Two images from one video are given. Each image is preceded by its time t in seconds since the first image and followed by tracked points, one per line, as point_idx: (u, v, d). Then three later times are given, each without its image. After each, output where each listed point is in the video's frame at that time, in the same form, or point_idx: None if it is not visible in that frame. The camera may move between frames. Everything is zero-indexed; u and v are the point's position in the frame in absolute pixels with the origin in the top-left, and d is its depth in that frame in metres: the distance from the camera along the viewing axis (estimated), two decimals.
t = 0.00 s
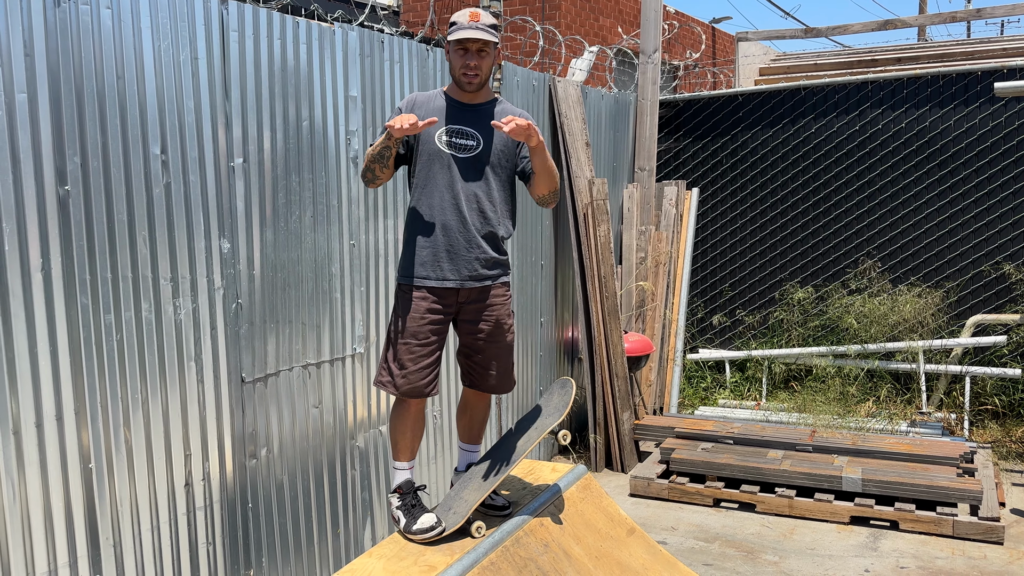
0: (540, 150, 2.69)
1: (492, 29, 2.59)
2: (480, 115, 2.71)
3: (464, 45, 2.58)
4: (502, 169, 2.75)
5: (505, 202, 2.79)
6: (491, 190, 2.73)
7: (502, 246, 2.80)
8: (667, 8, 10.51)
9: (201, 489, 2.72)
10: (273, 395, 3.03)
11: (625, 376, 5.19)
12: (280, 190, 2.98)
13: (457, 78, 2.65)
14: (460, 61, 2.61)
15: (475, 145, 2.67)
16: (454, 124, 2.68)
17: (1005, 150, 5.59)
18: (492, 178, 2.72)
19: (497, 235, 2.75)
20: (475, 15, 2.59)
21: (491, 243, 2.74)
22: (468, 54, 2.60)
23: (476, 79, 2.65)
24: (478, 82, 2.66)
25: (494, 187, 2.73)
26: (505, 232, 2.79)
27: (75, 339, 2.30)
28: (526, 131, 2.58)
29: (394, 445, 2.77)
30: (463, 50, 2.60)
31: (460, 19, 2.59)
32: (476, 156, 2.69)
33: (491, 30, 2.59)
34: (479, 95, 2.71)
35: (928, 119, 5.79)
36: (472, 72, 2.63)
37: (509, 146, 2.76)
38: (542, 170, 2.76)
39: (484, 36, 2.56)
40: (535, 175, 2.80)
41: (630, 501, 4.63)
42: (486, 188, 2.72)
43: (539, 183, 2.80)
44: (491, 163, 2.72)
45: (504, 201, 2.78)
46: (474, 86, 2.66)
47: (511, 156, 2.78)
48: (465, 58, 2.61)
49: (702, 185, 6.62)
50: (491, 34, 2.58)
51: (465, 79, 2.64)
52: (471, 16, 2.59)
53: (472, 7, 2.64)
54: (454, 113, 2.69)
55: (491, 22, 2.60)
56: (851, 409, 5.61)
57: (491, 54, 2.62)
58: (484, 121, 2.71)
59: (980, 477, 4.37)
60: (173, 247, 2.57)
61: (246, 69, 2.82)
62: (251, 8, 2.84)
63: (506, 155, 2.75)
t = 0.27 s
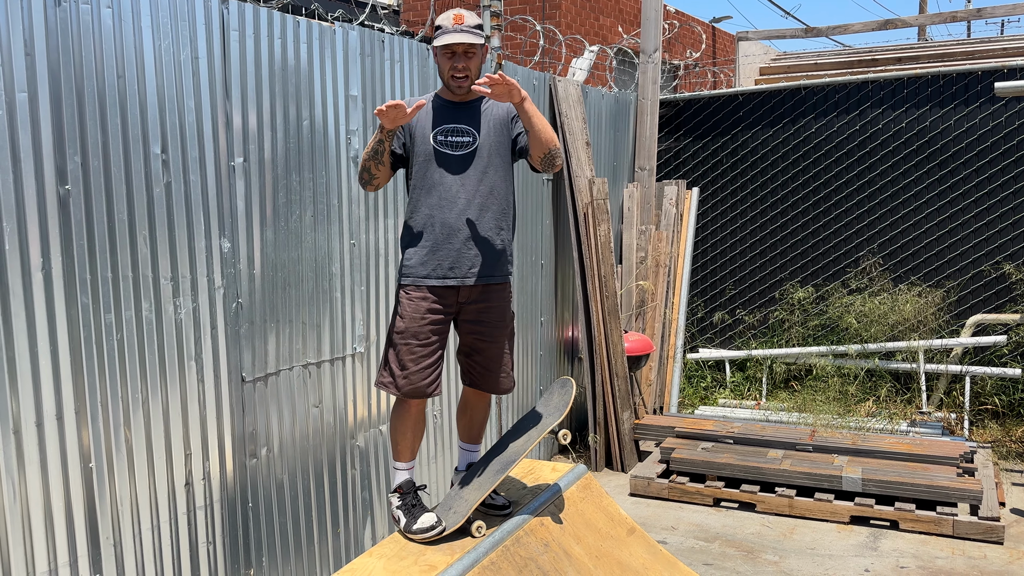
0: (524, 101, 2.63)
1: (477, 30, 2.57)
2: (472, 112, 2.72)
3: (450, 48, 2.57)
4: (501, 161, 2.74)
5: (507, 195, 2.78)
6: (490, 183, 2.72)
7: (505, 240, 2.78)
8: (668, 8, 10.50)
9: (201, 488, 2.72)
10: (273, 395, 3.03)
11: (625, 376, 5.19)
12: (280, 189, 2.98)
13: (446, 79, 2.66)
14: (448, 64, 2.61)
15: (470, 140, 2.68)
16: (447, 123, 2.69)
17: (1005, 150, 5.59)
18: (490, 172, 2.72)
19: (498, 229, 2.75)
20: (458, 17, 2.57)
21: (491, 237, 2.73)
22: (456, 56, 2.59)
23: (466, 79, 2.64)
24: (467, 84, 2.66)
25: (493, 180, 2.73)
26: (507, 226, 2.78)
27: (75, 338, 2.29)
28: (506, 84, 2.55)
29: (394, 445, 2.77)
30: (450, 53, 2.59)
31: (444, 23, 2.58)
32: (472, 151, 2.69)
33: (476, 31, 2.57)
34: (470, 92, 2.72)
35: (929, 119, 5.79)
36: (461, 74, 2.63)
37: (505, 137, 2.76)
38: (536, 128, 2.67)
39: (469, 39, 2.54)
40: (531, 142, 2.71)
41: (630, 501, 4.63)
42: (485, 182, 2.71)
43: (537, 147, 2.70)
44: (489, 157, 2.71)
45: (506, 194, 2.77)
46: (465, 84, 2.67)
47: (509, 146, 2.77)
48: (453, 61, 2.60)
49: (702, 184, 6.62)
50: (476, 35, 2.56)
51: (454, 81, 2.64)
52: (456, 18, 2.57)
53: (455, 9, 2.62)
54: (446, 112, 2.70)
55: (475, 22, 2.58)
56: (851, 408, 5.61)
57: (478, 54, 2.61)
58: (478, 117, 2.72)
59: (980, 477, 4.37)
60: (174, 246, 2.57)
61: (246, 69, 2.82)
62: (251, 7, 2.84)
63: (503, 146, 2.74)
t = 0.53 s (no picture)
0: (516, 111, 2.60)
1: (471, 27, 2.57)
2: (468, 111, 2.72)
3: (445, 45, 2.58)
4: (498, 161, 2.74)
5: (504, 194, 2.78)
6: (487, 183, 2.72)
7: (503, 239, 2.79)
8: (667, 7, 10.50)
9: (201, 488, 2.73)
10: (272, 394, 3.03)
11: (625, 375, 5.19)
12: (280, 189, 2.98)
13: (442, 79, 2.66)
14: (443, 62, 2.62)
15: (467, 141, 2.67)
16: (445, 123, 2.69)
17: (1004, 149, 5.59)
18: (488, 172, 2.72)
19: (496, 229, 2.75)
20: (452, 15, 2.58)
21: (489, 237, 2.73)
22: (451, 54, 2.60)
23: (461, 78, 2.65)
24: (463, 82, 2.66)
25: (491, 181, 2.73)
26: (505, 225, 2.79)
27: (75, 338, 2.30)
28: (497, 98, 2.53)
29: (394, 445, 2.77)
30: (444, 51, 2.60)
31: (438, 21, 2.59)
32: (470, 152, 2.70)
33: (471, 29, 2.58)
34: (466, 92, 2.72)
35: (928, 118, 5.79)
36: (456, 72, 2.64)
37: (503, 135, 2.75)
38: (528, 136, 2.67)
39: (463, 36, 2.55)
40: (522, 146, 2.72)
41: (630, 500, 4.63)
42: (483, 182, 2.72)
43: (528, 152, 2.72)
44: (486, 157, 2.72)
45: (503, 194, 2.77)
46: (460, 84, 2.66)
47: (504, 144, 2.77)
48: (448, 59, 2.61)
49: (701, 183, 6.62)
50: (469, 32, 2.57)
51: (450, 79, 2.65)
52: (450, 16, 2.58)
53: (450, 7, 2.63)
54: (443, 112, 2.70)
55: (469, 20, 2.59)
56: (850, 408, 5.61)
57: (472, 52, 2.62)
58: (475, 116, 2.72)
59: (979, 476, 4.38)
60: (173, 245, 2.57)
61: (246, 69, 2.82)
62: (251, 8, 2.84)
63: (500, 146, 2.74)
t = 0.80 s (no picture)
0: (514, 105, 2.60)
1: (472, 28, 2.58)
2: (468, 111, 2.72)
3: (446, 46, 2.58)
4: (498, 160, 2.75)
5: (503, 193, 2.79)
6: (486, 182, 2.73)
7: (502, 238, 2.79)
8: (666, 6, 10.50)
9: (200, 488, 2.72)
10: (272, 393, 3.03)
11: (624, 374, 5.19)
12: (279, 188, 2.98)
13: (442, 79, 2.65)
14: (444, 62, 2.61)
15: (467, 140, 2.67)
16: (444, 122, 2.69)
17: (1003, 148, 5.60)
18: (488, 171, 2.73)
19: (495, 228, 2.75)
20: (454, 14, 2.57)
21: (488, 236, 2.74)
22: (451, 54, 2.60)
23: (462, 78, 2.64)
24: (463, 82, 2.66)
25: (490, 180, 2.74)
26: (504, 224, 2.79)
27: (74, 338, 2.30)
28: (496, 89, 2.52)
29: (393, 444, 2.77)
30: (445, 51, 2.59)
31: (439, 20, 2.58)
32: (470, 151, 2.70)
33: (472, 29, 2.58)
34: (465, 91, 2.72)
35: (927, 117, 5.80)
36: (457, 72, 2.63)
37: (502, 134, 2.75)
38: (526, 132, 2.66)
39: (465, 37, 2.55)
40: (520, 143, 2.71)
41: (629, 499, 4.63)
42: (483, 181, 2.72)
43: (526, 149, 2.69)
44: (485, 156, 2.72)
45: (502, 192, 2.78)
46: (460, 84, 2.66)
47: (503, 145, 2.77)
48: (449, 59, 2.60)
49: (700, 182, 6.63)
50: (471, 33, 2.57)
51: (450, 79, 2.64)
52: (451, 16, 2.57)
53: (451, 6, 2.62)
54: (443, 112, 2.70)
55: (470, 20, 2.58)
56: (849, 407, 5.62)
57: (473, 52, 2.62)
58: (474, 116, 2.72)
59: (978, 475, 4.38)
60: (172, 245, 2.57)
61: (244, 69, 2.82)
62: (250, 7, 2.84)
63: (500, 145, 2.75)
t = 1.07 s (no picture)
0: (517, 99, 2.60)
1: (472, 29, 2.57)
2: (468, 110, 2.72)
3: (446, 47, 2.57)
4: (497, 159, 2.74)
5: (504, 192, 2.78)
6: (486, 182, 2.72)
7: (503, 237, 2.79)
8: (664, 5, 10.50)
9: (199, 487, 2.72)
10: (271, 393, 3.02)
11: (623, 373, 5.19)
12: (278, 187, 2.98)
13: (441, 78, 2.66)
14: (443, 63, 2.61)
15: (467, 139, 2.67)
16: (444, 122, 2.69)
17: (1002, 146, 5.60)
18: (487, 170, 2.72)
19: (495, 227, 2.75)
20: (453, 16, 2.56)
21: (488, 235, 2.73)
22: (451, 56, 2.60)
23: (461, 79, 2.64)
24: (462, 83, 2.66)
25: (489, 179, 2.73)
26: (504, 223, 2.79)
27: (73, 338, 2.30)
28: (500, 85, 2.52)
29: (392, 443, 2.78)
30: (445, 52, 2.59)
31: (440, 22, 2.58)
32: (469, 150, 2.70)
33: (471, 30, 2.57)
34: (465, 91, 2.72)
35: (926, 115, 5.80)
36: (456, 74, 2.63)
37: (502, 133, 2.75)
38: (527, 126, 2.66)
39: (465, 39, 2.54)
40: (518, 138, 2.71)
41: (629, 498, 4.63)
42: (482, 180, 2.72)
43: (527, 144, 2.69)
44: (485, 155, 2.72)
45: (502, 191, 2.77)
46: (460, 83, 2.66)
47: (502, 143, 2.76)
48: (448, 61, 2.60)
49: (699, 181, 6.63)
50: (471, 35, 2.57)
51: (450, 79, 2.64)
52: (451, 18, 2.57)
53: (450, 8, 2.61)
54: (443, 111, 2.70)
55: (470, 22, 2.58)
56: (848, 406, 5.61)
57: (473, 53, 2.61)
58: (474, 115, 2.72)
59: (977, 473, 4.38)
60: (171, 245, 2.57)
61: (243, 69, 2.82)
62: (248, 7, 2.84)
63: (500, 144, 2.75)
